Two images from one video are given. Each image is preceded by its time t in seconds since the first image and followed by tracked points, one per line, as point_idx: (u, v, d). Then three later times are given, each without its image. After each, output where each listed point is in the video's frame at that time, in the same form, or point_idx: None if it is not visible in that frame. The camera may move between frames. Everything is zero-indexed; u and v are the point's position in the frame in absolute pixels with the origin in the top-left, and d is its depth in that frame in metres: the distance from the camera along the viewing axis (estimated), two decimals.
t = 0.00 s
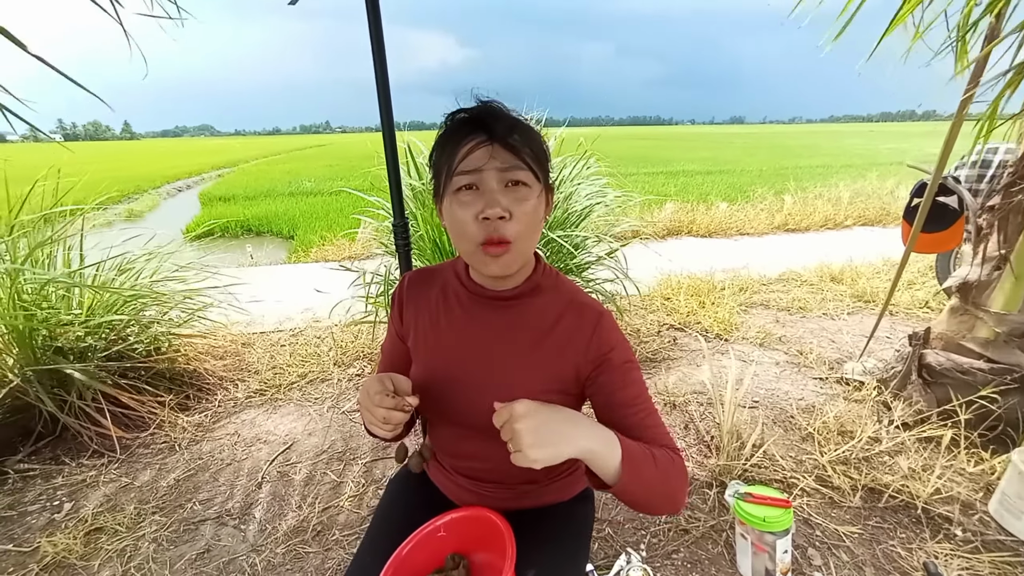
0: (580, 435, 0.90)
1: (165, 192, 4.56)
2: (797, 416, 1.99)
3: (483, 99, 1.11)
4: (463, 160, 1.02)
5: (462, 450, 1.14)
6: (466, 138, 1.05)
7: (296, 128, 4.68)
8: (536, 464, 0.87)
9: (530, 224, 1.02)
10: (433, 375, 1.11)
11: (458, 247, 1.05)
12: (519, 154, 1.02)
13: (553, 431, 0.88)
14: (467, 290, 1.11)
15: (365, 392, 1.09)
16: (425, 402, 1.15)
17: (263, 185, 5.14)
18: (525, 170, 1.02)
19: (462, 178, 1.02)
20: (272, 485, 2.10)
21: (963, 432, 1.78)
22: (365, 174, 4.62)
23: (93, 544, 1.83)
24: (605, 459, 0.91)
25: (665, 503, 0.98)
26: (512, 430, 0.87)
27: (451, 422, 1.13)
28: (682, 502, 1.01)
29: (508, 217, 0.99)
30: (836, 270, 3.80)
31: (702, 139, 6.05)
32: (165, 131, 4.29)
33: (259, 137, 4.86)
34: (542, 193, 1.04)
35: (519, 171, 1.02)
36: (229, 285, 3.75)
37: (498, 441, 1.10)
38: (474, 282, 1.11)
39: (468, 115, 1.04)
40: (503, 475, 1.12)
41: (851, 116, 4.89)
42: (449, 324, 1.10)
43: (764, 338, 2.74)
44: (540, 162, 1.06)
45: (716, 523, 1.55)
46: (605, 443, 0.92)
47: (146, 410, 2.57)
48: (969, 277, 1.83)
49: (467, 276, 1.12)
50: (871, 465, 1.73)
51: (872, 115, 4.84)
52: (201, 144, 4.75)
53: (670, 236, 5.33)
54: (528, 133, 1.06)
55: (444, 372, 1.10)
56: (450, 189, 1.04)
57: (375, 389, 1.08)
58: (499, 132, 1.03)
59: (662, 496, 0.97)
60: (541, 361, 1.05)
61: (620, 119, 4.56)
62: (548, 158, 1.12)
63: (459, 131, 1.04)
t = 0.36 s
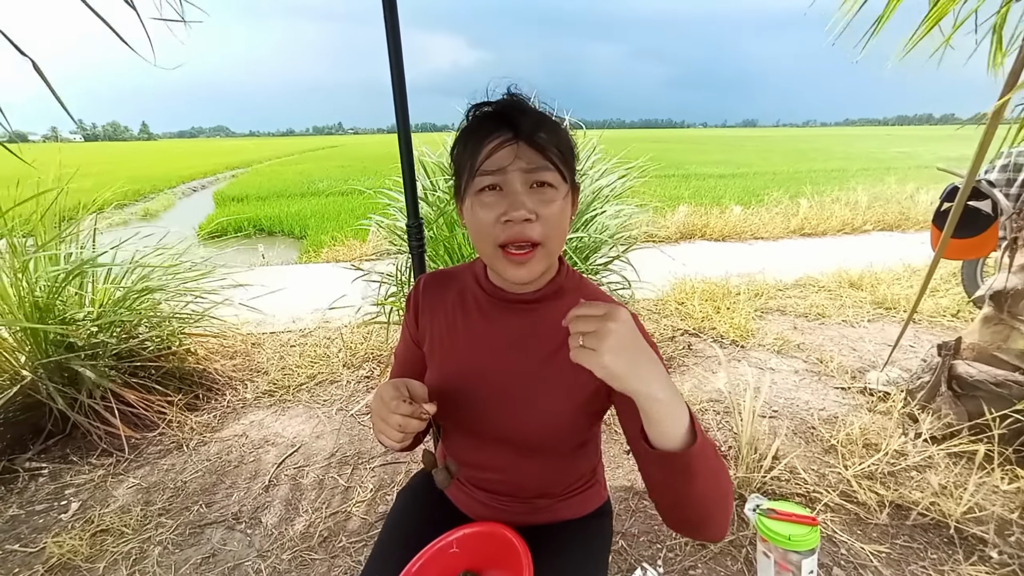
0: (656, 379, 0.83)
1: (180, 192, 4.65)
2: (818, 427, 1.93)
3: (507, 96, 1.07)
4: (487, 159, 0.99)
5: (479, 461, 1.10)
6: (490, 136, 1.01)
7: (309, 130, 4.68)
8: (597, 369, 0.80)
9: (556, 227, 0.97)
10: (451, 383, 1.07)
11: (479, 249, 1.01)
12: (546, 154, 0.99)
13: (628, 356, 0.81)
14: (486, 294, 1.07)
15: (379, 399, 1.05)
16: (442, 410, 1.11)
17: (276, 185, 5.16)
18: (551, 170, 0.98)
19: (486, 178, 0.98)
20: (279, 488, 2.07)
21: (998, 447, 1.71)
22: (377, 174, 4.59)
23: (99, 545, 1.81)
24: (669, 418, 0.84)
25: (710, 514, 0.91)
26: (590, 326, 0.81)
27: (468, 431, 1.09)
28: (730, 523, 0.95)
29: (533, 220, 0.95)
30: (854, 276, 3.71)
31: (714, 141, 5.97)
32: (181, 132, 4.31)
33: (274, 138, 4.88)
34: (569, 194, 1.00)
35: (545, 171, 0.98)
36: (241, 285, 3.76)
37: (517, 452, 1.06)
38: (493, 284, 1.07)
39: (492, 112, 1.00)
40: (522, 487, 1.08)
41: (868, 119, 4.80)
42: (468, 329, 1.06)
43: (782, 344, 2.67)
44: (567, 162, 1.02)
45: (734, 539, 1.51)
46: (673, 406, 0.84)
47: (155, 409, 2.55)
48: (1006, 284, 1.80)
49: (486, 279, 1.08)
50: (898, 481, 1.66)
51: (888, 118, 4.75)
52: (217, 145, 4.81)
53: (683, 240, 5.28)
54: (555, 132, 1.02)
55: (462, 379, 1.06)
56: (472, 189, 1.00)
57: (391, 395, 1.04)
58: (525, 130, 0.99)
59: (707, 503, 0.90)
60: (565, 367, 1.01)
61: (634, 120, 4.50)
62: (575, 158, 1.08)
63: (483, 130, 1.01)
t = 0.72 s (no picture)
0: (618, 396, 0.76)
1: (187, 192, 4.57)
2: (832, 429, 1.89)
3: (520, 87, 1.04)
4: (498, 154, 0.96)
5: (489, 466, 1.07)
6: (501, 130, 0.98)
7: (315, 130, 4.67)
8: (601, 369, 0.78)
9: (569, 225, 0.94)
10: (461, 385, 1.04)
11: (489, 248, 0.98)
12: (560, 150, 0.95)
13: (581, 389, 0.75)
14: (496, 293, 1.04)
15: (386, 403, 1.02)
16: (451, 414, 1.08)
17: (282, 185, 5.13)
18: (565, 166, 0.95)
19: (497, 174, 0.96)
20: (284, 490, 2.05)
21: (1018, 451, 1.67)
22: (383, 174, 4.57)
23: (102, 547, 1.79)
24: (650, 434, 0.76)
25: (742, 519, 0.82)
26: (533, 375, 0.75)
27: (478, 435, 1.06)
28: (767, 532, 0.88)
29: (546, 218, 0.92)
30: (864, 275, 3.67)
31: (720, 140, 5.92)
32: (188, 133, 4.31)
33: (281, 139, 4.86)
34: (583, 192, 0.97)
35: (559, 168, 0.95)
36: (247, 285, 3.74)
37: (529, 456, 1.03)
38: (503, 284, 1.04)
39: (505, 105, 0.97)
40: (533, 493, 1.05)
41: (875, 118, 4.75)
42: (477, 331, 1.04)
43: (792, 345, 2.63)
44: (582, 158, 0.99)
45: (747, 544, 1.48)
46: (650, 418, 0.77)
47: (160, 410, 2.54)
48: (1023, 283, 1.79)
49: (496, 278, 1.05)
50: (916, 486, 1.63)
51: (895, 116, 4.70)
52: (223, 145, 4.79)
53: (689, 240, 5.23)
54: (569, 126, 0.98)
55: (472, 381, 1.03)
56: (483, 186, 0.97)
57: (397, 400, 1.01)
58: (539, 124, 0.95)
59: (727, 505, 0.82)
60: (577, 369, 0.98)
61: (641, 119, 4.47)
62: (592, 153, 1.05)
63: (494, 123, 0.97)
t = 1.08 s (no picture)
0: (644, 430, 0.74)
1: (198, 194, 4.52)
2: (851, 433, 1.83)
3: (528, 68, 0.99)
4: (506, 138, 0.92)
5: (497, 467, 1.03)
6: (509, 113, 0.93)
7: (324, 132, 4.66)
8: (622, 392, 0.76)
9: (581, 214, 0.90)
10: (468, 382, 1.00)
11: (497, 240, 0.94)
12: (572, 133, 0.91)
13: (622, 422, 0.73)
14: (506, 288, 1.00)
15: (378, 402, 0.98)
16: (457, 412, 1.04)
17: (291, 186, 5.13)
18: (576, 151, 0.91)
19: (505, 160, 0.91)
20: (289, 489, 2.02)
21: None
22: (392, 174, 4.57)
23: (105, 546, 1.77)
24: (686, 474, 0.75)
25: (753, 538, 0.83)
26: (577, 402, 0.73)
27: (485, 434, 1.02)
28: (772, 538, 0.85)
29: (557, 208, 0.88)
30: (881, 277, 3.59)
31: (732, 141, 5.85)
32: (198, 134, 4.32)
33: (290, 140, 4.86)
34: (596, 178, 0.93)
35: (571, 153, 0.91)
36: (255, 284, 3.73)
37: (540, 458, 0.99)
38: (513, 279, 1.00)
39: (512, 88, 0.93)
40: (545, 496, 1.01)
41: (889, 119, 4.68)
42: (486, 326, 1.00)
43: (807, 346, 2.57)
44: (595, 142, 0.95)
45: (764, 552, 1.43)
46: (681, 454, 0.76)
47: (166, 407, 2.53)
48: None
49: (504, 271, 1.01)
50: (942, 493, 1.57)
51: (908, 118, 4.62)
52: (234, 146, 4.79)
53: (700, 240, 5.15)
54: (581, 108, 0.94)
55: (479, 378, 0.99)
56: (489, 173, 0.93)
57: (391, 397, 0.97)
58: (548, 107, 0.91)
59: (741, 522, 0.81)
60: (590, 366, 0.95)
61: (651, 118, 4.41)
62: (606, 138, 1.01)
63: (500, 107, 0.93)
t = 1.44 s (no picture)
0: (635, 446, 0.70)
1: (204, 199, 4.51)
2: (867, 431, 1.79)
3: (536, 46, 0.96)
4: (511, 120, 0.89)
5: (503, 466, 1.00)
6: (515, 93, 0.90)
7: (328, 137, 4.66)
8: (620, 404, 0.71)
9: (591, 201, 0.87)
10: (473, 378, 0.97)
11: (501, 229, 0.91)
12: (580, 116, 0.88)
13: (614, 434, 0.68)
14: (511, 279, 0.97)
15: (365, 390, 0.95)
16: (463, 409, 1.01)
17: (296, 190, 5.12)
18: (586, 134, 0.88)
19: (510, 143, 0.88)
20: (294, 493, 1.99)
21: None
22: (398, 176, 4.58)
23: (108, 551, 1.75)
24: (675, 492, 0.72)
25: (738, 541, 0.83)
26: (572, 407, 0.68)
27: (492, 431, 0.99)
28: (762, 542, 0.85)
29: (565, 194, 0.85)
30: (892, 273, 3.53)
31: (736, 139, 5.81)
32: (205, 141, 4.33)
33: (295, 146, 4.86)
34: (607, 163, 0.90)
35: (580, 136, 0.88)
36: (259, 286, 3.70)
37: (549, 455, 0.96)
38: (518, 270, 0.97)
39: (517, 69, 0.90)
40: (554, 496, 0.98)
41: (896, 116, 4.63)
42: (491, 318, 0.97)
43: (819, 343, 2.52)
44: (605, 125, 0.92)
45: (781, 553, 1.39)
46: (673, 468, 0.73)
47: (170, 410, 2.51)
48: None
49: (510, 261, 0.98)
50: (964, 491, 1.52)
51: (913, 114, 4.58)
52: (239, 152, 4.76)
53: (706, 239, 5.11)
54: (592, 88, 0.91)
55: (486, 373, 0.96)
56: (494, 158, 0.90)
57: (377, 386, 0.94)
58: (557, 87, 0.88)
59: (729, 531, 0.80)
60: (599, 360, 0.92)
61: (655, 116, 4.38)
62: (617, 122, 0.97)
63: (505, 89, 0.90)
